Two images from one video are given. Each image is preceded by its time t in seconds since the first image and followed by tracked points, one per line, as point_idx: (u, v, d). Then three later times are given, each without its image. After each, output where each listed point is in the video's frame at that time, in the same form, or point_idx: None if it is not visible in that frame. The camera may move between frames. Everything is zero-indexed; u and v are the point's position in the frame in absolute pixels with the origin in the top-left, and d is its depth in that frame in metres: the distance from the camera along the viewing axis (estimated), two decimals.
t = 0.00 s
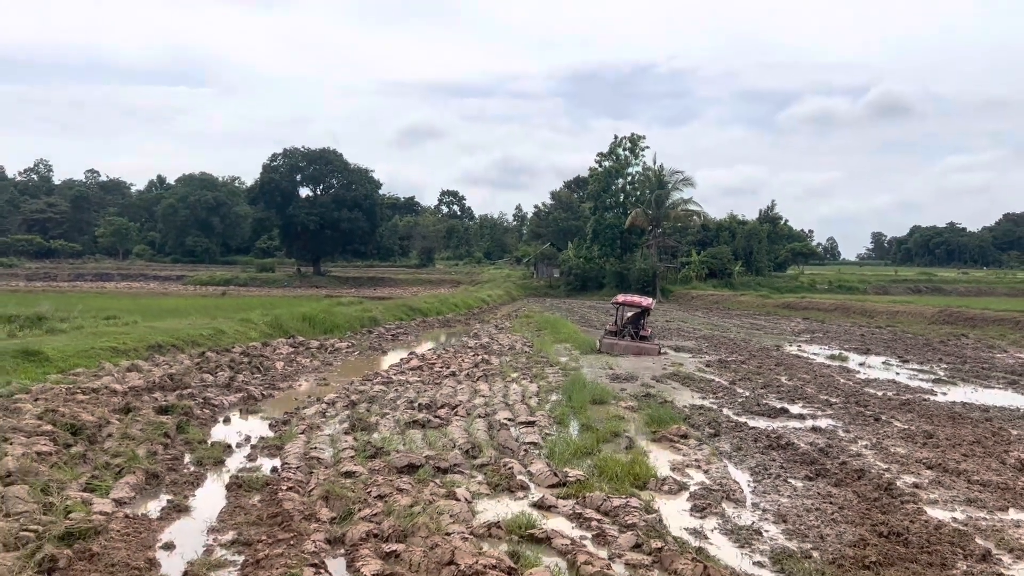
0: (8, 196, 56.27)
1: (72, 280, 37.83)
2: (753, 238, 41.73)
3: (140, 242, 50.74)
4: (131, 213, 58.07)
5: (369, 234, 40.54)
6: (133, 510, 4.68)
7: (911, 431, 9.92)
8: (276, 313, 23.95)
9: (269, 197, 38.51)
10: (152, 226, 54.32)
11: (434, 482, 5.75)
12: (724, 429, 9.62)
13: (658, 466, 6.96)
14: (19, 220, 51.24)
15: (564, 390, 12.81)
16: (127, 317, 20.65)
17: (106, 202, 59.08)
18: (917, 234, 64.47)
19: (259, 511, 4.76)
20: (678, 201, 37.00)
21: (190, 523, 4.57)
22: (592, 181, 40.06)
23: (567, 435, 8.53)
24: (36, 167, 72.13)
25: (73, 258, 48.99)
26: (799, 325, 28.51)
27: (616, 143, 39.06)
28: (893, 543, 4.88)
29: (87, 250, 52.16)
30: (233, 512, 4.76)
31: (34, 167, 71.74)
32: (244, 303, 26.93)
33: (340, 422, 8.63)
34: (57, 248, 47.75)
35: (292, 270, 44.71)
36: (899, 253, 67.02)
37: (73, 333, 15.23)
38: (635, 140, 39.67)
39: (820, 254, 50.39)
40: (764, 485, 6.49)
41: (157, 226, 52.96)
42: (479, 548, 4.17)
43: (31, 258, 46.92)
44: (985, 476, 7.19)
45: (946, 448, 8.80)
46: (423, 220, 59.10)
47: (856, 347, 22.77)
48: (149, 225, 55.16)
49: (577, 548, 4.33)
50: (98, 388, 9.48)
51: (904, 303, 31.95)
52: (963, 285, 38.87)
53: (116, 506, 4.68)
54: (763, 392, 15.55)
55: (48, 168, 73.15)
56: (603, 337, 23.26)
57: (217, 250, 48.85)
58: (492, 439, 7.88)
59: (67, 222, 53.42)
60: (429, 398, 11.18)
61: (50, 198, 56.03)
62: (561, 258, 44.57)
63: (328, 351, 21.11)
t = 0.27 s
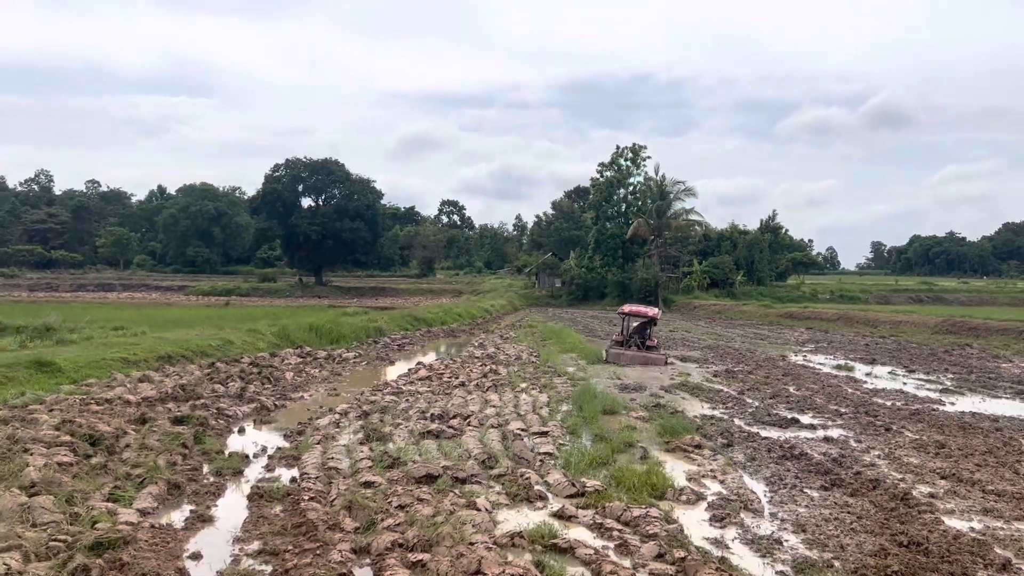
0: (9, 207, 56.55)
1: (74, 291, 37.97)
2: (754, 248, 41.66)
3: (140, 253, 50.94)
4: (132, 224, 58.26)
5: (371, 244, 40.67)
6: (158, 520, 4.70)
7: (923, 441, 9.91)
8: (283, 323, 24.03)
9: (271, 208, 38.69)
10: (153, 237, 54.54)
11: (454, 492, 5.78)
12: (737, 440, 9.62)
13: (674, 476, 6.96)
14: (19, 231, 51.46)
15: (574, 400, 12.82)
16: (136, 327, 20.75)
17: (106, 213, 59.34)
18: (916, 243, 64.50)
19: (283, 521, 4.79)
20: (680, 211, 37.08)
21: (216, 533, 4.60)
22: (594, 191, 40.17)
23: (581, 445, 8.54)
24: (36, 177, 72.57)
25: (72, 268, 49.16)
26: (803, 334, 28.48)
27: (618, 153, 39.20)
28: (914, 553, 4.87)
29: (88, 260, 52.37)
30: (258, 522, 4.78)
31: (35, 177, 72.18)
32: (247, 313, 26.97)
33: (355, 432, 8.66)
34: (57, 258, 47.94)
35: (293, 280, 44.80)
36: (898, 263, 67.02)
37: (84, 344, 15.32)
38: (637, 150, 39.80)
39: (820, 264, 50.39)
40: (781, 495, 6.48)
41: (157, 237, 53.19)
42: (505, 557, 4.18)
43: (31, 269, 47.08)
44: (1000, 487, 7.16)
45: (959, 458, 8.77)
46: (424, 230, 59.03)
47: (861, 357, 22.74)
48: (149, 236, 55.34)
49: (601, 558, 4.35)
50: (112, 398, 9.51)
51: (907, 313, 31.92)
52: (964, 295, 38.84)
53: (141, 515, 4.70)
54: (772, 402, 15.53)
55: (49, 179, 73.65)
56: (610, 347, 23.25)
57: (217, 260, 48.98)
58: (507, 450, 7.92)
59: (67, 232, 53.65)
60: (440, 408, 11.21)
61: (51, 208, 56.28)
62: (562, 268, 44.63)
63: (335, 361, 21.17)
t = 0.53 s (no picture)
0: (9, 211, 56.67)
1: (75, 295, 38.08)
2: (755, 249, 41.35)
3: (140, 257, 51.03)
4: (132, 228, 58.35)
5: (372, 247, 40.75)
6: (183, 520, 4.73)
7: (932, 440, 9.92)
8: (289, 326, 24.10)
9: (272, 211, 38.77)
10: (154, 241, 54.66)
11: (472, 492, 5.82)
12: (748, 439, 9.65)
13: (688, 476, 7.00)
14: (19, 235, 51.59)
15: (583, 401, 12.86)
16: (143, 330, 20.82)
17: (106, 217, 59.46)
18: (916, 244, 64.47)
19: (306, 521, 4.84)
20: (681, 213, 37.12)
21: (241, 532, 4.65)
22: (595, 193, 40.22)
23: (594, 445, 8.59)
24: (36, 182, 72.76)
25: (73, 272, 49.28)
26: (806, 335, 28.48)
27: (618, 155, 39.24)
28: (930, 549, 4.90)
29: (88, 263, 52.45)
30: (281, 522, 4.83)
31: (35, 181, 72.37)
32: (249, 316, 27.02)
33: (369, 434, 8.73)
34: (58, 262, 48.05)
35: (294, 283, 44.88)
36: (898, 264, 67.04)
37: (94, 347, 15.40)
38: (637, 152, 39.84)
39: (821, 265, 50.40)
40: (795, 493, 6.52)
41: (157, 240, 53.31)
42: (528, 555, 4.22)
43: (32, 273, 47.19)
44: (1011, 484, 7.18)
45: (968, 456, 8.79)
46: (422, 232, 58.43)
47: (865, 357, 22.75)
48: (150, 239, 55.44)
49: (622, 555, 4.39)
50: (124, 401, 9.54)
51: (909, 313, 31.89)
52: (964, 295, 38.78)
53: (166, 515, 4.75)
54: (779, 402, 15.56)
55: (48, 183, 73.85)
56: (615, 349, 23.28)
57: (218, 263, 49.07)
58: (521, 450, 7.97)
59: (68, 236, 53.74)
60: (451, 409, 11.27)
61: (50, 212, 56.38)
62: (563, 270, 44.69)
63: (343, 363, 21.24)
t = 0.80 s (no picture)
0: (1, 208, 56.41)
1: (71, 292, 38.00)
2: (749, 241, 41.62)
3: (134, 253, 50.89)
4: (125, 224, 58.16)
5: (368, 241, 40.74)
6: (205, 510, 4.79)
7: (933, 427, 10.03)
8: (290, 321, 24.13)
9: (267, 207, 38.72)
10: (148, 237, 54.50)
11: (486, 480, 5.92)
12: (752, 428, 9.77)
13: (696, 463, 7.11)
14: (12, 232, 51.38)
15: (587, 393, 12.96)
16: (145, 326, 20.85)
17: (98, 213, 59.22)
18: (908, 234, 64.69)
19: (325, 510, 4.92)
20: (676, 206, 37.18)
21: (263, 521, 4.73)
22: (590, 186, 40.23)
23: (600, 435, 8.70)
24: (28, 179, 72.43)
25: (68, 269, 49.14)
26: (802, 326, 28.62)
27: (613, 149, 39.25)
28: (936, 531, 5.00)
29: (82, 260, 52.28)
30: (301, 511, 4.91)
31: (26, 178, 72.02)
32: (247, 312, 27.04)
33: (378, 426, 8.82)
34: (52, 259, 47.90)
35: (290, 279, 44.88)
36: (890, 255, 67.34)
37: (98, 343, 15.44)
38: (632, 145, 39.84)
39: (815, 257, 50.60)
40: (801, 479, 6.62)
41: (151, 236, 53.17)
42: (547, 539, 4.31)
43: (25, 270, 47.04)
44: (1013, 469, 7.29)
45: (969, 442, 8.90)
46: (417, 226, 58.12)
47: (862, 347, 22.91)
48: (144, 236, 55.27)
49: (637, 539, 4.48)
50: (133, 395, 9.59)
51: (905, 304, 32.05)
52: (958, 285, 38.95)
53: (188, 505, 4.82)
54: (780, 392, 15.69)
55: (40, 180, 73.50)
56: (614, 341, 23.36)
57: (212, 259, 48.98)
58: (530, 440, 8.07)
59: (61, 233, 53.54)
60: (457, 401, 11.36)
61: (43, 209, 56.11)
62: (559, 263, 44.75)
63: (345, 357, 21.32)
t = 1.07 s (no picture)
0: None
1: (53, 286, 37.53)
2: (733, 231, 41.98)
3: (116, 247, 50.28)
4: (105, 217, 57.42)
5: (353, 233, 40.56)
6: (211, 502, 4.83)
7: (922, 414, 10.22)
8: (280, 313, 24.05)
9: (251, 199, 38.46)
10: (129, 230, 53.83)
11: (488, 471, 5.99)
12: (745, 416, 9.91)
13: (693, 451, 7.22)
14: None
15: (580, 383, 13.08)
16: (133, 320, 20.71)
17: (78, 207, 58.40)
18: (889, 223, 65.45)
19: (331, 501, 4.97)
20: (662, 196, 37.24)
21: (270, 512, 4.77)
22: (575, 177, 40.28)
23: (597, 424, 8.80)
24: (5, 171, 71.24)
25: (48, 263, 48.48)
26: (788, 315, 28.94)
27: (598, 139, 39.29)
28: (931, 514, 5.12)
29: (62, 254, 51.56)
30: (307, 502, 4.96)
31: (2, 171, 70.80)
32: (233, 305, 26.89)
33: (376, 417, 8.87)
34: (31, 253, 47.22)
35: (275, 272, 44.63)
36: (872, 243, 68.11)
37: (89, 337, 15.34)
38: (617, 135, 39.84)
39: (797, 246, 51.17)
40: (796, 466, 6.75)
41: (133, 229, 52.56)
42: (553, 527, 4.39)
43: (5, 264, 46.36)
44: (1001, 453, 7.46)
45: (958, 428, 9.09)
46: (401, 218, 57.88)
47: (847, 335, 23.21)
48: (125, 229, 54.58)
49: (641, 525, 4.57)
50: (128, 388, 9.56)
51: (888, 292, 32.46)
52: (939, 273, 39.48)
53: (195, 498, 4.86)
54: (770, 380, 15.90)
55: (17, 173, 72.31)
56: (604, 332, 23.49)
57: (194, 252, 48.50)
58: (528, 430, 8.16)
59: (40, 226, 52.73)
60: (453, 393, 11.44)
61: (21, 202, 55.22)
62: (545, 254, 44.85)
63: (336, 349, 21.31)
